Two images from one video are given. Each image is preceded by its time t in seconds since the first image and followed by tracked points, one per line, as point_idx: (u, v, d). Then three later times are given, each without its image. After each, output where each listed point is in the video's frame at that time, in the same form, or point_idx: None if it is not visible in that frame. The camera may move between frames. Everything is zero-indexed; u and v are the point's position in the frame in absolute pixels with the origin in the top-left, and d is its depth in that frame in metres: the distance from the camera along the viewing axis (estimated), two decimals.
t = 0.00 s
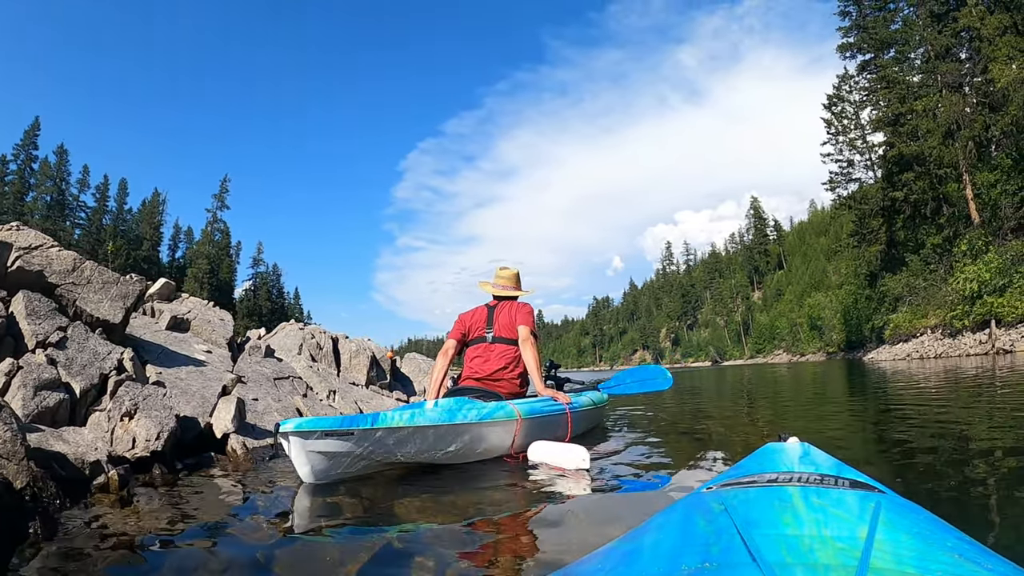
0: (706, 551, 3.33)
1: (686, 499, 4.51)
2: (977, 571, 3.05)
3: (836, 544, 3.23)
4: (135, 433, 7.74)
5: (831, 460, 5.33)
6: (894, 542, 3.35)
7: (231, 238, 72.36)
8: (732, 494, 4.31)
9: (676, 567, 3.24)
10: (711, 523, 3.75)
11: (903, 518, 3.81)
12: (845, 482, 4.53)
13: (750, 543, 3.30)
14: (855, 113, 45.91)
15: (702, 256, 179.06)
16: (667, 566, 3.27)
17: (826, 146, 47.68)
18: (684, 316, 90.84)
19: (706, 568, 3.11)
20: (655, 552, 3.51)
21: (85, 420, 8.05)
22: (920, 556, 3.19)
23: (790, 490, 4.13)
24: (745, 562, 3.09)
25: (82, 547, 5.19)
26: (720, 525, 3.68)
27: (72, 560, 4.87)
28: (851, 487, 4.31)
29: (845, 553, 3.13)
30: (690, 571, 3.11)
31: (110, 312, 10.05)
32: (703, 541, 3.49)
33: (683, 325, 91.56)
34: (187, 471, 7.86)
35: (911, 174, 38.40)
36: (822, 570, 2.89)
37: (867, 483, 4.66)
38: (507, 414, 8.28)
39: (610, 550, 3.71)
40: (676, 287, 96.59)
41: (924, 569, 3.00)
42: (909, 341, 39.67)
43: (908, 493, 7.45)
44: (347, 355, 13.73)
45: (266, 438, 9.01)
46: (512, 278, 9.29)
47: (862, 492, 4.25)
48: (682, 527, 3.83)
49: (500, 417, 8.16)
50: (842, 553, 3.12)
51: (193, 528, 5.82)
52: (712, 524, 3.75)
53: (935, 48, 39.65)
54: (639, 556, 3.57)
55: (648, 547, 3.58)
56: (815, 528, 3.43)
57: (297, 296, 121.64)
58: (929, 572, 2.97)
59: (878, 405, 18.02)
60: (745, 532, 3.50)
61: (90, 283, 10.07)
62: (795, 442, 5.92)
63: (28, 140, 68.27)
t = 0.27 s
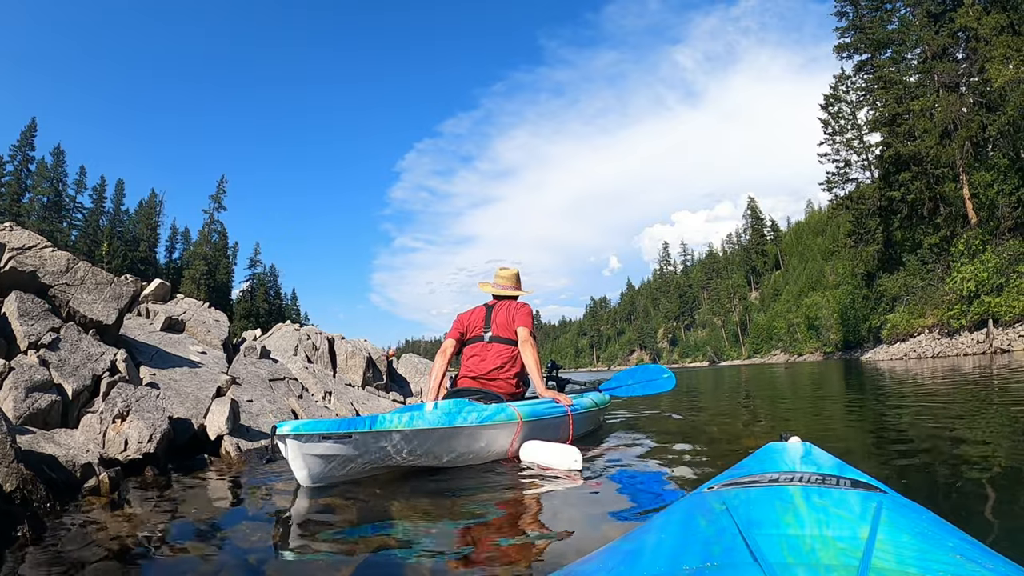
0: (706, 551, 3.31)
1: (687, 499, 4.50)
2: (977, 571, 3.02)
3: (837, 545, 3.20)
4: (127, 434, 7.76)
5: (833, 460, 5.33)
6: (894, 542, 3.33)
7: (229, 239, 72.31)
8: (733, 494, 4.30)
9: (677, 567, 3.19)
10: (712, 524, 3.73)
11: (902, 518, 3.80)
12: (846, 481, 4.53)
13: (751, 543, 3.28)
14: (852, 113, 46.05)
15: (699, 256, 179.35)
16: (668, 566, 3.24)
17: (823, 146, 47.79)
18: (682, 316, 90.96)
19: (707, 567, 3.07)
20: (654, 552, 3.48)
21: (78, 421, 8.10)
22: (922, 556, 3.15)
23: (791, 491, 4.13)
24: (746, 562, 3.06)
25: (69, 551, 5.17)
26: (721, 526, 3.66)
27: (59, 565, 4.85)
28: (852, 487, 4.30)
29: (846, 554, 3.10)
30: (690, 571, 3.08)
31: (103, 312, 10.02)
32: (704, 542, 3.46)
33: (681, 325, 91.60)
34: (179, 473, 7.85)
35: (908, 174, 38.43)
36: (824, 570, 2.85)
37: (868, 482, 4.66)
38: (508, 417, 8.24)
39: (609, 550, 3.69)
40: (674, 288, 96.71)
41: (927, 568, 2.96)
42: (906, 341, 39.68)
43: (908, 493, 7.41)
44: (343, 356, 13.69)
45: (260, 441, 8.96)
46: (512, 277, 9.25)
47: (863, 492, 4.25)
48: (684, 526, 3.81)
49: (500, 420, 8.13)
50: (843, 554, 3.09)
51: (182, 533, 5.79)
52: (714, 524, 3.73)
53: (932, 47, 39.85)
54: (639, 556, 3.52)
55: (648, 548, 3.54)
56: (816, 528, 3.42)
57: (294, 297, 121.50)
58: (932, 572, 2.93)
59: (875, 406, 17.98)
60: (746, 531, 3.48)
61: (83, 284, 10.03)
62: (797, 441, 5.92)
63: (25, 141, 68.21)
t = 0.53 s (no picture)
0: (710, 550, 3.46)
1: (690, 498, 4.65)
2: (977, 571, 3.13)
3: (839, 545, 3.35)
4: (124, 437, 7.70)
5: (835, 459, 5.44)
6: (896, 542, 3.47)
7: (229, 240, 72.32)
8: (735, 494, 4.45)
9: (680, 566, 3.33)
10: (714, 523, 3.89)
11: (903, 517, 3.95)
12: (848, 481, 4.66)
13: (754, 543, 3.42)
14: (852, 112, 46.07)
15: (700, 256, 179.35)
16: (671, 564, 3.39)
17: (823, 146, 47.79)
18: (682, 316, 90.87)
19: (709, 567, 3.22)
20: (657, 551, 3.63)
21: (75, 424, 8.11)
22: (923, 556, 3.29)
23: (793, 491, 4.30)
24: (748, 562, 3.20)
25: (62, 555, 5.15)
26: (724, 526, 3.81)
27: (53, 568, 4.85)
28: (855, 487, 4.46)
29: (848, 553, 3.24)
30: (693, 570, 3.23)
31: (101, 313, 10.00)
32: (706, 541, 3.62)
33: (681, 325, 91.51)
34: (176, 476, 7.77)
35: (909, 173, 38.37)
36: (826, 570, 3.00)
37: (871, 481, 4.79)
38: (512, 420, 8.18)
39: (613, 548, 3.84)
40: (674, 287, 96.60)
41: (928, 569, 3.08)
42: (907, 340, 39.61)
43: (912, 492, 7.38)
44: (343, 357, 13.65)
45: (259, 443, 8.89)
46: (519, 276, 9.17)
47: (866, 492, 4.39)
48: (687, 525, 3.97)
49: (504, 423, 8.06)
50: (845, 553, 3.24)
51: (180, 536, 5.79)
52: (717, 524, 3.88)
53: (932, 47, 39.81)
54: (642, 555, 3.67)
55: (651, 546, 3.69)
56: (818, 528, 3.57)
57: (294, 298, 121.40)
58: (931, 571, 3.07)
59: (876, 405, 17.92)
60: (749, 531, 3.63)
61: (81, 285, 10.03)
62: (799, 440, 5.99)
63: (25, 142, 68.30)
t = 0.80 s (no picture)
0: (714, 549, 3.64)
1: (693, 498, 4.83)
2: (971, 570, 3.30)
3: (839, 545, 3.53)
4: (125, 438, 7.65)
5: (834, 460, 5.65)
6: (894, 542, 3.64)
7: (232, 240, 72.30)
8: (736, 495, 4.64)
9: (681, 564, 3.49)
10: (715, 524, 4.05)
11: (900, 517, 4.13)
12: (849, 482, 4.85)
13: (755, 543, 3.60)
14: (855, 111, 45.85)
15: (704, 256, 178.85)
16: (677, 560, 3.56)
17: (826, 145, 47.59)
18: (686, 316, 90.58)
19: (710, 566, 3.37)
20: (659, 549, 3.79)
21: (76, 425, 8.05)
22: (919, 555, 3.45)
23: (794, 492, 4.49)
24: (749, 562, 3.37)
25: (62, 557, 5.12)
26: (724, 527, 3.98)
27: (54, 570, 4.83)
28: (854, 488, 4.65)
29: (847, 553, 3.41)
30: (693, 568, 3.39)
31: (102, 314, 9.95)
32: (707, 541, 3.79)
33: (685, 325, 91.15)
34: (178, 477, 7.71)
35: (913, 172, 38.14)
36: (824, 569, 3.17)
37: (869, 482, 4.98)
38: (523, 422, 8.12)
39: (614, 545, 3.98)
40: (678, 287, 96.24)
41: (923, 568, 3.24)
42: (912, 340, 39.38)
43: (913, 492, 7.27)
44: (347, 357, 13.55)
45: (262, 444, 8.82)
46: (533, 277, 9.00)
47: (865, 493, 4.58)
48: (689, 524, 4.15)
49: (512, 424, 7.96)
50: (844, 553, 3.41)
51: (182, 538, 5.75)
52: (718, 524, 4.06)
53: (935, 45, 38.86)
54: (643, 553, 3.81)
55: (653, 545, 3.84)
56: (818, 529, 3.76)
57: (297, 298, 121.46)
58: (928, 570, 3.24)
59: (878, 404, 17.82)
60: (750, 531, 3.82)
61: (83, 285, 9.97)
62: (800, 440, 6.21)
63: (28, 144, 68.43)
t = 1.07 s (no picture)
0: (706, 549, 3.54)
1: (687, 497, 4.71)
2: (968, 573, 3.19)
3: (832, 546, 3.42)
4: (133, 439, 7.57)
5: (829, 460, 5.55)
6: (888, 543, 3.53)
7: (239, 241, 72.58)
8: (730, 494, 4.53)
9: (673, 566, 3.40)
10: (708, 524, 3.95)
11: (896, 518, 4.01)
12: (844, 482, 4.74)
13: (747, 543, 3.51)
14: (862, 110, 45.62)
15: (710, 255, 177.84)
16: (668, 562, 3.47)
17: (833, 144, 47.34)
18: (692, 316, 90.30)
19: (702, 567, 3.28)
20: (651, 549, 3.68)
21: (83, 426, 7.97)
22: (914, 557, 3.35)
23: (787, 492, 4.39)
24: (741, 562, 3.27)
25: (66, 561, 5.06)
26: (717, 527, 3.87)
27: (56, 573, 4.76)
28: (848, 489, 4.53)
29: (841, 555, 3.32)
30: (686, 570, 3.29)
31: (110, 314, 9.89)
32: (700, 541, 3.68)
33: (692, 325, 90.84)
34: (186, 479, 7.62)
35: (920, 171, 37.85)
36: (816, 571, 3.07)
37: (863, 483, 4.87)
38: (540, 422, 7.99)
39: (607, 547, 3.87)
40: (684, 287, 95.97)
41: (917, 570, 3.14)
42: (920, 339, 39.00)
43: (916, 492, 7.09)
44: (354, 357, 13.45)
45: (271, 445, 8.72)
46: (550, 278, 8.90)
47: (859, 493, 4.46)
48: (683, 524, 4.04)
49: (529, 423, 7.83)
50: (837, 555, 3.31)
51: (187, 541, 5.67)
52: (712, 523, 3.95)
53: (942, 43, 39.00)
54: (636, 553, 3.70)
55: (646, 546, 3.73)
56: (811, 529, 3.65)
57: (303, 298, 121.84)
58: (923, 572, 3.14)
59: (888, 404, 17.54)
60: (744, 531, 3.73)
61: (90, 285, 9.91)
62: (794, 441, 6.10)
63: (36, 145, 68.86)
